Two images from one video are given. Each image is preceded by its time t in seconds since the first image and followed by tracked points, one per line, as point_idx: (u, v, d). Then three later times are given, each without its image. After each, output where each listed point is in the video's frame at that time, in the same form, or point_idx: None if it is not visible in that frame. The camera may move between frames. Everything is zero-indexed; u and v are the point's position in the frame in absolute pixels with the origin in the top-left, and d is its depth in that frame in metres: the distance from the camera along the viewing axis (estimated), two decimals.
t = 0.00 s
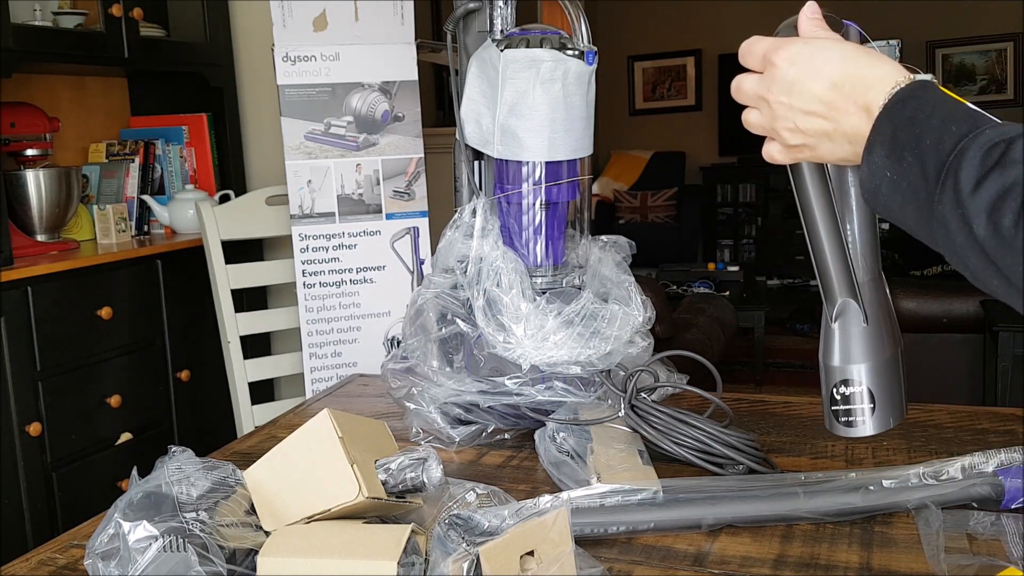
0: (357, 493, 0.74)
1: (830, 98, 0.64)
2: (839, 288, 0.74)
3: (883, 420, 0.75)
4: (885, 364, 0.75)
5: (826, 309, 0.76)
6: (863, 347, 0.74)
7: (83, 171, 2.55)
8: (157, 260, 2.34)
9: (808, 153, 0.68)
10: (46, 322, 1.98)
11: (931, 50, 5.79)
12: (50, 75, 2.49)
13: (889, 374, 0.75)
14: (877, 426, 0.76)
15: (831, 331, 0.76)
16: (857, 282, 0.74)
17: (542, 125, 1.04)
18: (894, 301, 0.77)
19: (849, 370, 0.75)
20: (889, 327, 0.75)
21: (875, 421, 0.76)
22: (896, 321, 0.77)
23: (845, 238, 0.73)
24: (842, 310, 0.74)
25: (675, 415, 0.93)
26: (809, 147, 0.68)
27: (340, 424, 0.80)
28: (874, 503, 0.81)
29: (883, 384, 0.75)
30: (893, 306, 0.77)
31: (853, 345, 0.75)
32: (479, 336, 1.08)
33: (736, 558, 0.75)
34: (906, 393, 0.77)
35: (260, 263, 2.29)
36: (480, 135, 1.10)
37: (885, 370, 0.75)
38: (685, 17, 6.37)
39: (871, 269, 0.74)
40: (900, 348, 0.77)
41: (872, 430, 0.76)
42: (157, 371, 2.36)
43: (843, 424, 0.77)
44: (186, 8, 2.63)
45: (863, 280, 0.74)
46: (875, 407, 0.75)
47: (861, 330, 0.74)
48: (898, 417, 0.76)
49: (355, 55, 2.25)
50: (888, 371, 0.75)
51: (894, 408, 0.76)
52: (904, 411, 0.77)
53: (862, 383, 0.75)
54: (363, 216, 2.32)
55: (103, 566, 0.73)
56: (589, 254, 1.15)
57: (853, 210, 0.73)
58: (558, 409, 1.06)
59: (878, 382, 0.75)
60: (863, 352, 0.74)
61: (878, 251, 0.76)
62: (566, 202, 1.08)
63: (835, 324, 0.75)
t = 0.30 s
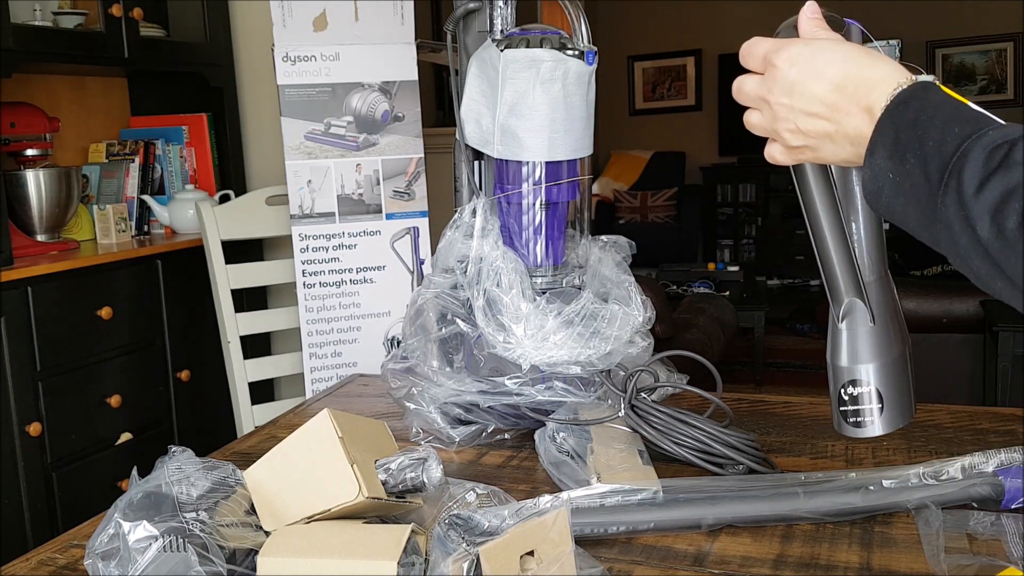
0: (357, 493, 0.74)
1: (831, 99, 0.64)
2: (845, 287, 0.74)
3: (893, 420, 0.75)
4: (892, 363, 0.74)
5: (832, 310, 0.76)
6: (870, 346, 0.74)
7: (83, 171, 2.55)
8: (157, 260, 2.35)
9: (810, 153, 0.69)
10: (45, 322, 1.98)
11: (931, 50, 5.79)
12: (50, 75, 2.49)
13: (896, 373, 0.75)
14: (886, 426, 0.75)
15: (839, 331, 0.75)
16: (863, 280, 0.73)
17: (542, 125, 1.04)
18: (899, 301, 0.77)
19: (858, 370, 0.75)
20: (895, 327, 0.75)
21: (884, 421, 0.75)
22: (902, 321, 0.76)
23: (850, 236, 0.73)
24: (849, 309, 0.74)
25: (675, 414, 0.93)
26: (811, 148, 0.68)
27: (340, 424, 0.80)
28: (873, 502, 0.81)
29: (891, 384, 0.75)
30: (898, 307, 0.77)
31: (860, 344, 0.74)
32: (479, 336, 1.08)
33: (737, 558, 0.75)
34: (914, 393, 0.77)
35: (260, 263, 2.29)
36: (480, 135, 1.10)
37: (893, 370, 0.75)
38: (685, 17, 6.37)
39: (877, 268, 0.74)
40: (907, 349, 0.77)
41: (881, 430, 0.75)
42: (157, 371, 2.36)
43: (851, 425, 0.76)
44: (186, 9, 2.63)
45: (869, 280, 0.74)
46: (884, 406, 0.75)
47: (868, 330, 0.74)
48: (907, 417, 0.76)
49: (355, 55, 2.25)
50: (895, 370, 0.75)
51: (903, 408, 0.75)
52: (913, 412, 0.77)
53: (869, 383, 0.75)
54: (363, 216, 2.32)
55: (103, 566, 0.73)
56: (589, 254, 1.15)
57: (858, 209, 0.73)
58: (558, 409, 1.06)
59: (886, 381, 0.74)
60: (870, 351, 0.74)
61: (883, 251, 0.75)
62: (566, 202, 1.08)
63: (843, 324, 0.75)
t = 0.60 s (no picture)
0: (357, 493, 0.74)
1: (827, 103, 0.64)
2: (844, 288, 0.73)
3: (895, 420, 0.74)
4: (893, 363, 0.74)
5: (832, 312, 0.75)
6: (871, 347, 0.73)
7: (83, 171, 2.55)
8: (157, 260, 2.35)
9: (806, 157, 0.69)
10: (45, 322, 1.98)
11: (931, 50, 5.79)
12: (50, 75, 2.49)
13: (898, 373, 0.74)
14: (889, 428, 0.75)
15: (839, 332, 0.75)
16: (861, 281, 0.73)
17: (542, 125, 1.04)
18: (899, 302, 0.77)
19: (859, 371, 0.74)
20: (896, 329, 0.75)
21: (887, 422, 0.74)
22: (902, 322, 0.76)
23: (846, 238, 0.73)
24: (848, 311, 0.74)
25: (674, 414, 0.93)
26: (807, 151, 0.68)
27: (341, 424, 0.80)
28: (873, 503, 0.81)
29: (893, 384, 0.74)
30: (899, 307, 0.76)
31: (861, 345, 0.74)
32: (479, 336, 1.08)
33: (737, 558, 0.75)
34: (916, 393, 0.76)
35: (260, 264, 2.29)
36: (480, 134, 1.10)
37: (894, 370, 0.74)
38: (685, 17, 6.37)
39: (874, 269, 0.74)
40: (908, 349, 0.76)
41: (885, 431, 0.75)
42: (157, 371, 2.36)
43: (855, 427, 0.75)
44: (186, 9, 2.63)
45: (867, 280, 0.73)
46: (886, 407, 0.74)
47: (868, 330, 0.73)
48: (910, 419, 0.75)
49: (355, 55, 2.25)
50: (898, 371, 0.74)
51: (906, 409, 0.74)
52: (917, 412, 0.76)
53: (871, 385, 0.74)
54: (363, 216, 2.32)
55: (102, 566, 0.72)
56: (589, 254, 1.15)
57: (853, 209, 0.72)
58: (558, 409, 1.06)
59: (888, 382, 0.74)
60: (872, 352, 0.73)
61: (881, 252, 0.75)
62: (566, 202, 1.08)
63: (843, 325, 0.74)
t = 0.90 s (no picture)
0: (357, 493, 0.74)
1: (824, 103, 0.64)
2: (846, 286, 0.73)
3: (899, 417, 0.74)
4: (897, 360, 0.74)
5: (836, 309, 0.75)
6: (874, 344, 0.73)
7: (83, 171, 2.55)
8: (157, 260, 2.35)
9: (805, 158, 0.68)
10: (45, 322, 1.98)
11: (931, 50, 5.79)
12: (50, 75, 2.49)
13: (902, 370, 0.74)
14: (893, 423, 0.74)
15: (843, 329, 0.75)
16: (864, 279, 0.73)
17: (542, 125, 1.04)
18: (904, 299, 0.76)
19: (863, 367, 0.74)
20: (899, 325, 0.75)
21: (891, 418, 0.74)
22: (906, 318, 0.76)
23: (849, 235, 0.73)
24: (851, 308, 0.74)
25: (674, 414, 0.93)
26: (806, 152, 0.68)
27: (340, 424, 0.80)
28: (873, 503, 0.81)
29: (897, 381, 0.74)
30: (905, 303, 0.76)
31: (864, 342, 0.73)
32: (479, 336, 1.08)
33: (737, 557, 0.75)
34: (921, 390, 0.76)
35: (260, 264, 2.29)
36: (480, 134, 1.10)
37: (899, 366, 0.74)
38: (685, 17, 6.37)
39: (878, 266, 0.73)
40: (913, 346, 0.76)
41: (889, 428, 0.74)
42: (157, 371, 2.36)
43: (858, 423, 0.76)
44: (186, 9, 2.63)
45: (871, 277, 0.73)
46: (889, 404, 0.74)
47: (872, 327, 0.73)
48: (915, 413, 0.75)
49: (355, 55, 2.25)
50: (901, 368, 0.74)
51: (910, 404, 0.74)
52: (922, 408, 0.75)
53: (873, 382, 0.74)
54: (363, 216, 2.32)
55: (102, 566, 0.72)
56: (589, 254, 1.15)
57: (856, 207, 0.72)
58: (558, 409, 1.06)
59: (892, 379, 0.73)
60: (875, 349, 0.73)
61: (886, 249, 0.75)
62: (566, 202, 1.08)
63: (847, 322, 0.74)
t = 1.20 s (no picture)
0: (357, 493, 0.74)
1: (823, 109, 0.64)
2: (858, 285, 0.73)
3: (916, 413, 0.73)
4: (912, 357, 0.73)
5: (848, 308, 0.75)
6: (887, 341, 0.73)
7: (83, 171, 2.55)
8: (158, 260, 2.35)
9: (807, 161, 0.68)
10: (45, 322, 1.98)
11: (931, 50, 5.79)
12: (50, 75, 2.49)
13: (917, 366, 0.73)
14: (909, 420, 0.74)
15: (857, 328, 0.74)
16: (875, 278, 0.73)
17: (542, 126, 1.04)
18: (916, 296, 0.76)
19: (877, 365, 0.73)
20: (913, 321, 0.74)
21: (907, 414, 0.73)
22: (918, 315, 0.75)
23: (857, 235, 0.73)
24: (863, 307, 0.74)
25: (675, 414, 0.93)
26: (808, 155, 0.67)
27: (340, 424, 0.80)
28: (873, 502, 0.81)
29: (913, 378, 0.73)
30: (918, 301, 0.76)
31: (878, 339, 0.73)
32: (479, 336, 1.08)
33: (736, 557, 0.75)
34: (937, 386, 0.75)
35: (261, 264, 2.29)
36: (480, 135, 1.10)
37: (913, 363, 0.73)
38: (685, 17, 6.37)
39: (890, 264, 0.73)
40: (928, 343, 0.75)
41: (906, 424, 0.74)
42: (157, 371, 2.36)
43: (875, 421, 0.75)
44: (186, 9, 2.63)
45: (882, 275, 0.73)
46: (906, 401, 0.73)
47: (884, 325, 0.73)
48: (931, 409, 0.74)
49: (355, 55, 2.25)
50: (917, 364, 0.74)
51: (926, 401, 0.74)
52: (938, 403, 0.75)
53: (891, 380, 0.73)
54: (363, 216, 2.32)
55: (103, 566, 0.72)
56: (589, 254, 1.15)
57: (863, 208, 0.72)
58: (558, 409, 1.06)
59: (908, 375, 0.73)
60: (889, 346, 0.73)
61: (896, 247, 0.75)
62: (566, 202, 1.08)
63: (860, 321, 0.74)
